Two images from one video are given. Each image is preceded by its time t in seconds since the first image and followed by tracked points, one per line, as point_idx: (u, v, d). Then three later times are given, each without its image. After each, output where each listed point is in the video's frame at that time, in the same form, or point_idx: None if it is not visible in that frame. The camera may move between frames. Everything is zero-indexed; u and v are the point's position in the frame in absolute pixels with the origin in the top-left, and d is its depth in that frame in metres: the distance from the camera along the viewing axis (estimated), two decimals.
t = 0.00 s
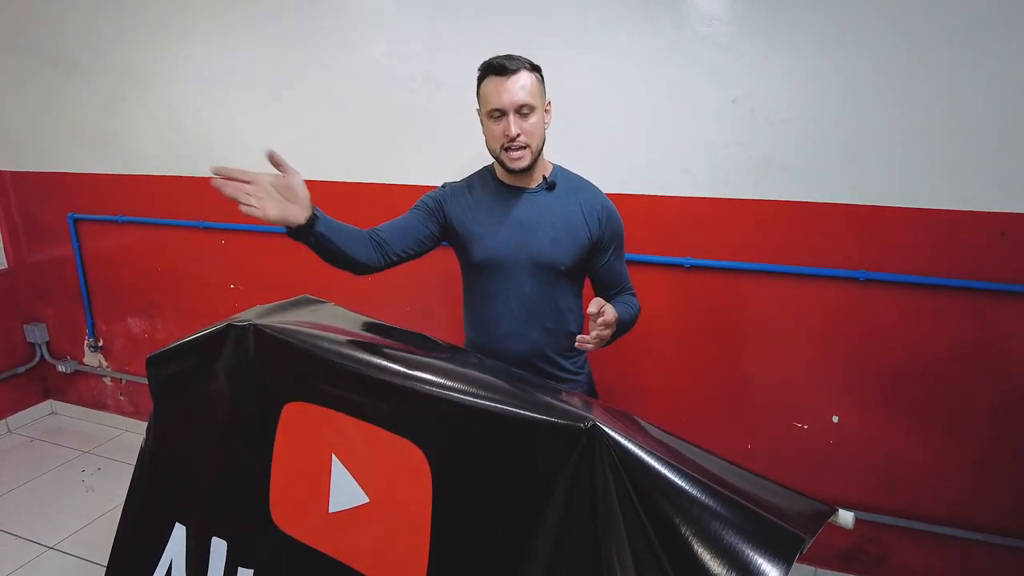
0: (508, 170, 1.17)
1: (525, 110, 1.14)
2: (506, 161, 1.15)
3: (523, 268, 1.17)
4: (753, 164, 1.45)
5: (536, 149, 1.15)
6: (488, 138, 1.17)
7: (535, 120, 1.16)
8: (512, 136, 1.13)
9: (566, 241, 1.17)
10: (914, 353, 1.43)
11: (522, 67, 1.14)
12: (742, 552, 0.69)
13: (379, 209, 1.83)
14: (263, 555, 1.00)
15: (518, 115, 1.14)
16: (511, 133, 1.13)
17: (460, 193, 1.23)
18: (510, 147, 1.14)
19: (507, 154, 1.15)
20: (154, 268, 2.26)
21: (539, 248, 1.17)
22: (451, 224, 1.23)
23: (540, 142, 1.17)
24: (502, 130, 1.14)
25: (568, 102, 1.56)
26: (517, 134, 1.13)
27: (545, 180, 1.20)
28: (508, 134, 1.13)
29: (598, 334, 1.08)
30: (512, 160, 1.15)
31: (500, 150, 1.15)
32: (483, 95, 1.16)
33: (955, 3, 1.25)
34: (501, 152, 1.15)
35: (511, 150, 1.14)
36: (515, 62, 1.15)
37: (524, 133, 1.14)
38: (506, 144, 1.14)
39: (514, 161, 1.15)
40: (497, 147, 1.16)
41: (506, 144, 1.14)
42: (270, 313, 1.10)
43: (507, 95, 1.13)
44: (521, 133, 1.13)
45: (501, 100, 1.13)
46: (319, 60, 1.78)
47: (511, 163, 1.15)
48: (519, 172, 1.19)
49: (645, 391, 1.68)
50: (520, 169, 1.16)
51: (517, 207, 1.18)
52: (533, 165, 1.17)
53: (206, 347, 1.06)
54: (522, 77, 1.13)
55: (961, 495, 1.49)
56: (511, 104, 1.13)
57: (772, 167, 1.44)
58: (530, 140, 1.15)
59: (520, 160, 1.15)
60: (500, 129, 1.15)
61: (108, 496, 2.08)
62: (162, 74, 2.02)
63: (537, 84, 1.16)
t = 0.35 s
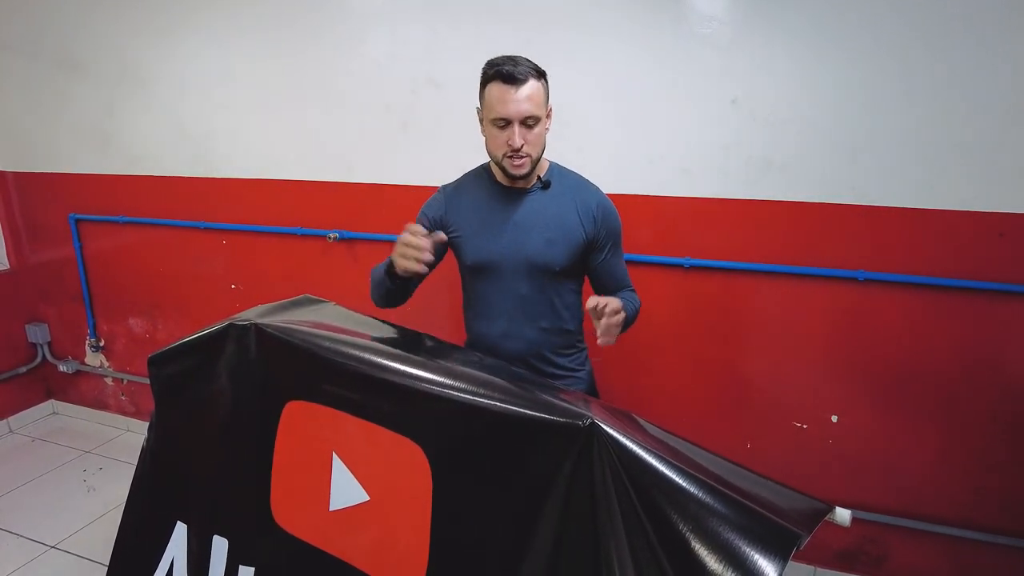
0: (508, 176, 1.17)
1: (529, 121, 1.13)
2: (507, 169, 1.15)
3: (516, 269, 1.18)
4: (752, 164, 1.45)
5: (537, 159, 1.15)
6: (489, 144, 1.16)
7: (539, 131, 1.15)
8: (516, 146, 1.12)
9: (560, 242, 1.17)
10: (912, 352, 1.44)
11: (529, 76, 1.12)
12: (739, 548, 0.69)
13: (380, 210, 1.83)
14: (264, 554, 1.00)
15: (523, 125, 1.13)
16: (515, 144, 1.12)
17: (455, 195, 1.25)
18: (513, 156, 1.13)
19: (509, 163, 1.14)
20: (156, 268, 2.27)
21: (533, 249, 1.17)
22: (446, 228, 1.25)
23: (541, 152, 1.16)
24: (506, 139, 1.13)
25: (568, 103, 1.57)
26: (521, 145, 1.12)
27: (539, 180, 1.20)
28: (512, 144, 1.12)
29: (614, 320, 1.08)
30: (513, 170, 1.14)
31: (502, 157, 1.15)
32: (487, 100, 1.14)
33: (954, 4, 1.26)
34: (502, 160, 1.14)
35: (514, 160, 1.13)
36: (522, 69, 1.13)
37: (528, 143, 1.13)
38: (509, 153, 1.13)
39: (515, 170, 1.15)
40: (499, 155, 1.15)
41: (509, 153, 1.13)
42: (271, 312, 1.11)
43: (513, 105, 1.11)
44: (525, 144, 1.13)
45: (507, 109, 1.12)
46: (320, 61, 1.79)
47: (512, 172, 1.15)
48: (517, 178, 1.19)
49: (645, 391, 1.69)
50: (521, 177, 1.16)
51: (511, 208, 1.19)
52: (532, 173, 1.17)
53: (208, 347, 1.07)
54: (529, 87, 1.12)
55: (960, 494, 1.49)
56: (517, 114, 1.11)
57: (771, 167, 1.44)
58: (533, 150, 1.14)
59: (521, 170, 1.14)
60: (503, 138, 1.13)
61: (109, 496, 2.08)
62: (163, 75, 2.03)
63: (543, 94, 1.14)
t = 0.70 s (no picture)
0: (521, 178, 1.15)
1: (545, 124, 1.11)
2: (521, 172, 1.13)
3: (522, 271, 1.18)
4: (752, 164, 1.46)
5: (552, 161, 1.14)
6: (502, 146, 1.14)
7: (554, 133, 1.13)
8: (531, 150, 1.10)
9: (567, 244, 1.16)
10: (911, 351, 1.44)
11: (546, 79, 1.10)
12: (737, 544, 0.69)
13: (380, 209, 1.84)
14: (264, 552, 1.01)
15: (538, 128, 1.11)
16: (531, 148, 1.10)
17: (463, 197, 1.25)
18: (528, 160, 1.12)
19: (523, 166, 1.12)
20: (157, 268, 2.28)
21: (539, 251, 1.17)
22: (455, 230, 1.25)
23: (555, 154, 1.15)
24: (521, 142, 1.11)
25: (569, 102, 1.57)
26: (537, 149, 1.10)
27: (547, 180, 1.18)
28: (527, 148, 1.10)
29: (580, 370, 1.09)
30: (528, 173, 1.13)
31: (516, 160, 1.13)
32: (501, 102, 1.11)
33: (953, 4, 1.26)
34: (517, 164, 1.13)
35: (529, 163, 1.12)
36: (539, 71, 1.10)
37: (543, 146, 1.11)
38: (524, 156, 1.11)
39: (529, 173, 1.13)
40: (513, 157, 1.13)
41: (524, 156, 1.11)
42: (272, 312, 1.11)
43: (529, 108, 1.09)
44: (541, 148, 1.11)
45: (523, 112, 1.09)
46: (321, 61, 1.79)
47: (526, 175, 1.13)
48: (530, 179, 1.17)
49: (645, 390, 1.69)
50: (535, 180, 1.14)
51: (517, 210, 1.18)
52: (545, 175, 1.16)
53: (209, 346, 1.07)
54: (546, 90, 1.09)
55: (959, 494, 1.49)
56: (534, 118, 1.09)
57: (770, 168, 1.45)
58: (548, 153, 1.13)
59: (535, 173, 1.13)
60: (518, 141, 1.11)
61: (110, 496, 2.09)
62: (164, 76, 2.04)
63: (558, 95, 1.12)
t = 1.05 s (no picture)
0: (547, 175, 1.11)
1: (573, 115, 1.08)
2: (547, 167, 1.10)
3: (548, 272, 1.15)
4: (752, 163, 1.46)
5: (579, 157, 1.10)
6: (528, 140, 1.11)
7: (582, 126, 1.09)
8: (557, 142, 1.07)
9: (594, 246, 1.13)
10: (911, 349, 1.44)
11: (573, 70, 1.08)
12: (735, 539, 0.70)
13: (381, 208, 1.84)
14: (265, 550, 1.01)
15: (565, 120, 1.08)
16: (557, 139, 1.07)
17: (487, 193, 1.21)
18: (553, 153, 1.08)
19: (549, 160, 1.09)
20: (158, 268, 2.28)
21: (564, 252, 1.14)
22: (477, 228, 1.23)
23: (583, 149, 1.11)
24: (546, 134, 1.08)
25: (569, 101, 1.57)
26: (563, 141, 1.07)
27: (577, 180, 1.15)
28: (553, 140, 1.07)
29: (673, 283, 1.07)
30: (554, 168, 1.09)
31: (541, 155, 1.09)
32: (527, 94, 1.09)
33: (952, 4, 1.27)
34: (542, 158, 1.09)
35: (555, 156, 1.08)
36: (566, 62, 1.08)
37: (570, 139, 1.08)
38: (550, 149, 1.08)
39: (555, 168, 1.09)
40: (538, 151, 1.09)
41: (550, 149, 1.08)
42: (273, 309, 1.12)
43: (555, 98, 1.06)
44: (567, 140, 1.07)
45: (548, 102, 1.06)
46: (322, 60, 1.80)
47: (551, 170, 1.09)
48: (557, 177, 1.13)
49: (646, 390, 1.70)
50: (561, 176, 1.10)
51: (545, 209, 1.15)
52: (573, 173, 1.11)
53: (210, 344, 1.07)
54: (573, 81, 1.07)
55: (958, 492, 1.49)
56: (560, 108, 1.06)
57: (771, 167, 1.45)
58: (575, 147, 1.09)
59: (561, 167, 1.09)
60: (544, 133, 1.08)
61: (111, 495, 2.09)
62: (165, 75, 2.04)
63: (586, 87, 1.09)
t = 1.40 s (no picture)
0: (575, 173, 1.05)
1: (606, 109, 1.01)
2: (575, 163, 1.03)
3: (570, 286, 1.10)
4: (751, 163, 1.47)
5: (611, 155, 1.03)
6: (558, 136, 1.06)
7: (616, 123, 1.03)
8: (588, 136, 1.01)
9: (620, 265, 1.06)
10: (910, 348, 1.45)
11: (609, 64, 1.02)
12: (732, 535, 0.71)
13: (382, 208, 1.85)
14: (268, 547, 1.02)
15: (598, 115, 1.02)
16: (587, 133, 1.01)
17: (516, 199, 1.16)
18: (583, 148, 1.02)
19: (577, 155, 1.03)
20: (160, 267, 2.29)
21: (589, 268, 1.08)
22: (502, 235, 1.17)
23: (616, 147, 1.04)
24: (577, 128, 1.02)
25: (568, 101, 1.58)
26: (594, 135, 1.01)
27: (610, 192, 1.08)
28: (583, 133, 1.01)
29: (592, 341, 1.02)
30: (582, 164, 1.03)
31: (570, 150, 1.03)
32: (559, 87, 1.04)
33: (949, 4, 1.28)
34: (570, 153, 1.03)
35: (585, 152, 1.02)
36: (603, 57, 1.03)
37: (602, 135, 1.02)
38: (579, 144, 1.02)
39: (583, 164, 1.03)
40: (567, 146, 1.04)
41: (579, 143, 1.02)
42: (275, 309, 1.12)
43: (588, 91, 1.01)
44: (598, 135, 1.01)
45: (580, 94, 1.01)
46: (322, 60, 1.81)
47: (579, 167, 1.03)
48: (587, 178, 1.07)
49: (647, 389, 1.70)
50: (590, 174, 1.04)
51: (574, 220, 1.09)
52: (603, 172, 1.05)
53: (213, 343, 1.08)
54: (608, 74, 1.02)
55: (956, 491, 1.50)
56: (593, 101, 1.01)
57: (770, 168, 1.46)
58: (607, 143, 1.02)
59: (590, 163, 1.03)
60: (574, 127, 1.03)
61: (113, 493, 2.10)
62: (167, 75, 2.05)
63: (623, 83, 1.03)
